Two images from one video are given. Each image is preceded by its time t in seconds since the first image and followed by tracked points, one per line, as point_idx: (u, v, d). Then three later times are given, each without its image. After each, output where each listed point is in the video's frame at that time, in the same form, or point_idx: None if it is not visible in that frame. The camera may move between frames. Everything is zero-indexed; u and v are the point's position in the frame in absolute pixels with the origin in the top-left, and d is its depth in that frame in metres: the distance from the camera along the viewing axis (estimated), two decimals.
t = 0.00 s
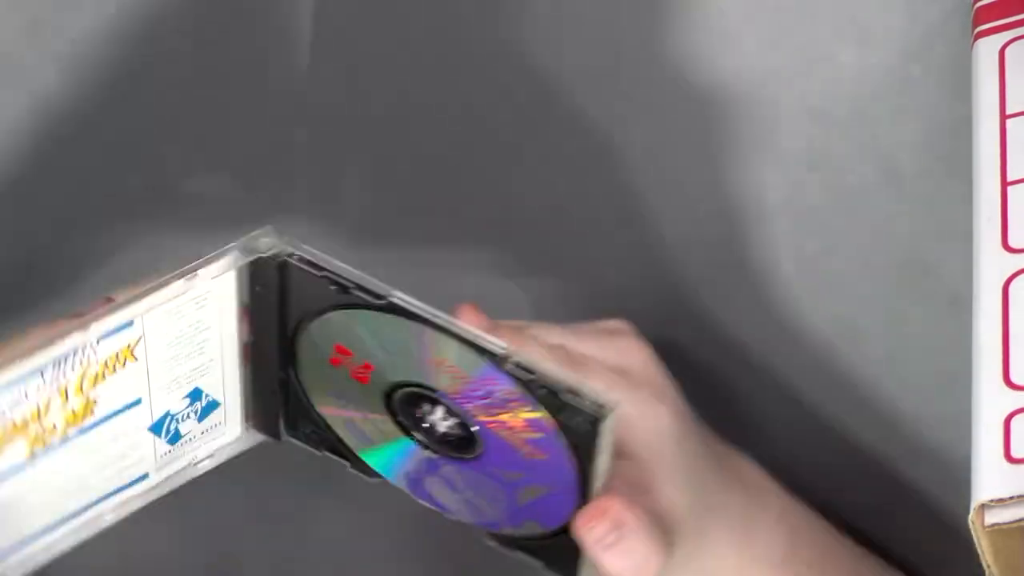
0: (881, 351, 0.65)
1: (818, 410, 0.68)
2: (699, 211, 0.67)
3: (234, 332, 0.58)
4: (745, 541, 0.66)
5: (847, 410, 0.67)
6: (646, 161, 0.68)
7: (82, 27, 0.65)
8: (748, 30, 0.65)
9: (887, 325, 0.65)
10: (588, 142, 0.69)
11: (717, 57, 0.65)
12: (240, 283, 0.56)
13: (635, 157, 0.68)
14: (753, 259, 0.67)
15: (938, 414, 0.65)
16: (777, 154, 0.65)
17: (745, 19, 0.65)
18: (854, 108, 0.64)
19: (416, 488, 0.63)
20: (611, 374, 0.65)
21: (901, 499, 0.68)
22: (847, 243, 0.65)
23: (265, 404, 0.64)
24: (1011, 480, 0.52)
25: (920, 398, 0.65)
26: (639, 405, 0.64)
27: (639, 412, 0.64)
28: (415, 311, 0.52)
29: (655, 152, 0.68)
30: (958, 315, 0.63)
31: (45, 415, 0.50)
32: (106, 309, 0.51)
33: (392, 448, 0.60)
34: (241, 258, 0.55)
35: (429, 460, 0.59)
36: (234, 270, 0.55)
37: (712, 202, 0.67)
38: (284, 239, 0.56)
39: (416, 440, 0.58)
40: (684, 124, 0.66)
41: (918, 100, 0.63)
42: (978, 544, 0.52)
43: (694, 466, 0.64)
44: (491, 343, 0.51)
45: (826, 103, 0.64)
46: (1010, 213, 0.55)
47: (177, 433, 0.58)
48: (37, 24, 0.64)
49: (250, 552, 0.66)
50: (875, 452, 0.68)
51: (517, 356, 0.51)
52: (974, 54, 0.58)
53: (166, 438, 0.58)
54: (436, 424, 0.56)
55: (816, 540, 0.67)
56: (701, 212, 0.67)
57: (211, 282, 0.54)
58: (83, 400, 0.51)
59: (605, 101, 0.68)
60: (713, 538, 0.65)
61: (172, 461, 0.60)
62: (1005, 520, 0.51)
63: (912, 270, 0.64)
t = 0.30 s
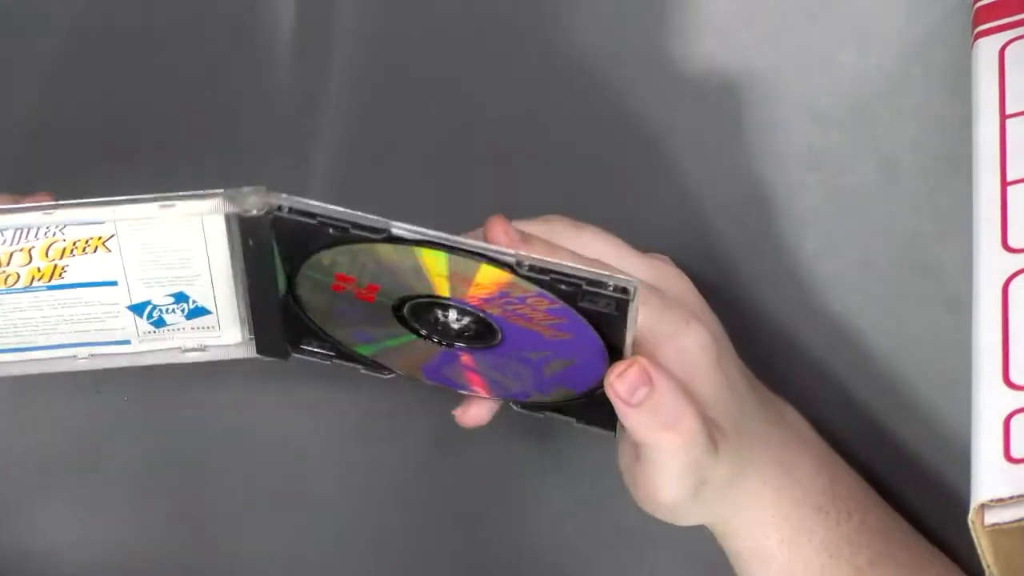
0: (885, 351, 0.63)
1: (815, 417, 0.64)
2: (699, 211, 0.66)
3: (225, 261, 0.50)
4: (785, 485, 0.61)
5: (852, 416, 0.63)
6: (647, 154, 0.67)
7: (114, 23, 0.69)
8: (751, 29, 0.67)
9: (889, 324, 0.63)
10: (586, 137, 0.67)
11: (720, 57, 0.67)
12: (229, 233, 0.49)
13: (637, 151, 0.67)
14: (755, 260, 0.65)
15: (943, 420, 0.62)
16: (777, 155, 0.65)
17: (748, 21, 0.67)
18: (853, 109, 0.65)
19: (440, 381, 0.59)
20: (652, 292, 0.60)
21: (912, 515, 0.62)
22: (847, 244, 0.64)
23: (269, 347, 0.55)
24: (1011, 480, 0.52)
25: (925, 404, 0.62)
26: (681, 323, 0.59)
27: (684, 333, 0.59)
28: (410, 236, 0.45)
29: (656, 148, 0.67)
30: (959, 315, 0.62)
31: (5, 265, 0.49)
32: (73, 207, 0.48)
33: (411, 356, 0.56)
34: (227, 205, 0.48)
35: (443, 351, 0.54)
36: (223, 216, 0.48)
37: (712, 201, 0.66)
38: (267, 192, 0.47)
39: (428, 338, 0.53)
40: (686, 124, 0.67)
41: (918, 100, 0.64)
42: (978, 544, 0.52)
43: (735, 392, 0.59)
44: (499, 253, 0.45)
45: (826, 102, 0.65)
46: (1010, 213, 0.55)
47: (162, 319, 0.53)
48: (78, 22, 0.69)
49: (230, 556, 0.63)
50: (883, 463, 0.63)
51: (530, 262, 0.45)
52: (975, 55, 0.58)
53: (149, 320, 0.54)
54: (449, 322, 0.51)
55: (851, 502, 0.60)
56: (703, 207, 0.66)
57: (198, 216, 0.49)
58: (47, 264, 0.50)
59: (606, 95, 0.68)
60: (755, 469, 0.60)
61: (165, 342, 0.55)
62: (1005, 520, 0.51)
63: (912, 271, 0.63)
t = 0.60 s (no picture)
0: (884, 351, 0.63)
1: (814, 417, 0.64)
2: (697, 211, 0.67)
3: (227, 283, 0.50)
4: (793, 497, 0.60)
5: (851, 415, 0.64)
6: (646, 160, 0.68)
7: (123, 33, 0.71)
8: (749, 30, 0.67)
9: (888, 325, 0.63)
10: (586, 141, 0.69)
11: (719, 59, 0.67)
12: (227, 268, 0.47)
13: (637, 155, 0.68)
14: (756, 260, 0.66)
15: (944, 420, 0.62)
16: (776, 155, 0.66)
17: (747, 21, 0.67)
18: (853, 109, 0.65)
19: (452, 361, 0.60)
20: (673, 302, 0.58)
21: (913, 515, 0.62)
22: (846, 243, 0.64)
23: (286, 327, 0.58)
24: (1011, 480, 0.51)
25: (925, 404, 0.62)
26: (700, 339, 0.57)
27: (699, 349, 0.56)
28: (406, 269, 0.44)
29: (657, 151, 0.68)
30: (959, 315, 0.62)
31: (7, 291, 0.48)
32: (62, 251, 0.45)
33: (425, 346, 0.58)
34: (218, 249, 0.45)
35: (456, 344, 0.55)
36: (217, 259, 0.46)
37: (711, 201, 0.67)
38: (259, 232, 0.45)
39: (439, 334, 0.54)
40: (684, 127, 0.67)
41: (918, 99, 0.64)
42: (978, 544, 0.51)
43: (745, 408, 0.57)
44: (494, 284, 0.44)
45: (826, 103, 0.65)
46: (1010, 212, 0.55)
47: (172, 319, 0.56)
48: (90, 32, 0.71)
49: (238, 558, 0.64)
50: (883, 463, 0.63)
51: (526, 291, 0.44)
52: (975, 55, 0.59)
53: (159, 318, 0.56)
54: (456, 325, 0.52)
55: (859, 511, 0.60)
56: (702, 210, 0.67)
57: (191, 257, 0.46)
58: (48, 289, 0.49)
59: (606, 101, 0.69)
60: (761, 482, 0.59)
61: (174, 330, 0.58)
62: (1006, 520, 0.51)
63: (912, 270, 0.63)
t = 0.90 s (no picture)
0: (883, 351, 0.63)
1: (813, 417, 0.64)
2: (695, 207, 0.65)
3: (251, 279, 0.50)
4: (808, 481, 0.61)
5: (851, 415, 0.64)
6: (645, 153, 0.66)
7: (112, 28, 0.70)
8: (750, 29, 0.67)
9: (887, 324, 0.63)
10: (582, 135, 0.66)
11: (719, 57, 0.67)
12: (249, 259, 0.47)
13: (634, 148, 0.66)
14: (759, 256, 0.64)
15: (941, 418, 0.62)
16: (776, 154, 0.65)
17: (747, 21, 0.67)
18: (852, 109, 0.65)
19: (487, 355, 0.60)
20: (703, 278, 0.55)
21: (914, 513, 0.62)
22: (846, 243, 0.64)
23: (317, 334, 0.56)
24: (1011, 479, 0.51)
25: (924, 402, 0.62)
26: (732, 317, 0.55)
27: (731, 327, 0.55)
28: (425, 249, 0.44)
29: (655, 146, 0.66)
30: (958, 316, 0.63)
31: (33, 289, 0.50)
32: (82, 244, 0.46)
33: (451, 338, 0.57)
34: (238, 239, 0.45)
35: (485, 333, 0.54)
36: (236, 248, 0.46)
37: (712, 195, 0.65)
38: (274, 218, 0.44)
39: (468, 322, 0.53)
40: (683, 123, 0.66)
41: (918, 99, 0.64)
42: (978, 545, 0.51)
43: (771, 391, 0.57)
44: (511, 255, 0.43)
45: (826, 103, 0.65)
46: (1009, 212, 0.55)
47: (201, 322, 0.56)
48: (80, 27, 0.70)
49: (239, 558, 0.65)
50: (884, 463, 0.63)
51: (542, 260, 0.43)
52: (975, 54, 0.59)
53: (189, 322, 0.56)
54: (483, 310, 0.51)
55: (874, 504, 0.60)
56: (704, 205, 0.65)
57: (211, 246, 0.46)
58: (73, 287, 0.50)
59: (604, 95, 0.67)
60: (776, 465, 0.59)
61: (205, 337, 0.58)
62: (1004, 520, 0.51)
63: (911, 271, 0.64)
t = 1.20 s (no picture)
0: (883, 352, 0.63)
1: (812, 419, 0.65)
2: (696, 208, 0.65)
3: (248, 292, 0.50)
4: (807, 480, 0.60)
5: (851, 417, 0.64)
6: (644, 155, 0.66)
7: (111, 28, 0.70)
8: (749, 28, 0.66)
9: (885, 325, 0.63)
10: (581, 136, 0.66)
11: (718, 57, 0.66)
12: (247, 274, 0.47)
13: (632, 149, 0.66)
14: (760, 257, 0.64)
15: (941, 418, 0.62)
16: (776, 154, 0.65)
17: (747, 21, 0.66)
18: (851, 109, 0.65)
19: (487, 361, 0.59)
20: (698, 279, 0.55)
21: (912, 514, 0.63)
22: (846, 243, 0.64)
23: (315, 348, 0.57)
24: (1011, 480, 0.51)
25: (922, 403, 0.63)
26: (730, 317, 0.54)
27: (730, 327, 0.54)
28: (424, 260, 0.43)
29: (654, 146, 0.66)
30: (958, 316, 0.63)
31: (31, 293, 0.50)
32: (79, 251, 0.46)
33: (451, 347, 0.57)
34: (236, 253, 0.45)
35: (485, 339, 0.55)
36: (234, 263, 0.46)
37: (712, 197, 0.65)
38: (271, 235, 0.44)
39: (467, 330, 0.54)
40: (683, 123, 0.66)
41: (918, 99, 0.64)
42: (978, 545, 0.51)
43: (769, 389, 0.57)
44: (508, 263, 0.43)
45: (826, 103, 0.65)
46: (1009, 212, 0.55)
47: (199, 331, 0.56)
48: (78, 26, 0.70)
49: (239, 560, 0.65)
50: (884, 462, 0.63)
51: (541, 266, 0.43)
52: (975, 54, 0.59)
53: (188, 331, 0.56)
54: (482, 318, 0.51)
55: (875, 505, 0.60)
56: (703, 206, 0.65)
57: (209, 261, 0.46)
58: (71, 292, 0.50)
59: (603, 96, 0.67)
60: (775, 464, 0.59)
61: (204, 346, 0.58)
62: (1005, 520, 0.51)
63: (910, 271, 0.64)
